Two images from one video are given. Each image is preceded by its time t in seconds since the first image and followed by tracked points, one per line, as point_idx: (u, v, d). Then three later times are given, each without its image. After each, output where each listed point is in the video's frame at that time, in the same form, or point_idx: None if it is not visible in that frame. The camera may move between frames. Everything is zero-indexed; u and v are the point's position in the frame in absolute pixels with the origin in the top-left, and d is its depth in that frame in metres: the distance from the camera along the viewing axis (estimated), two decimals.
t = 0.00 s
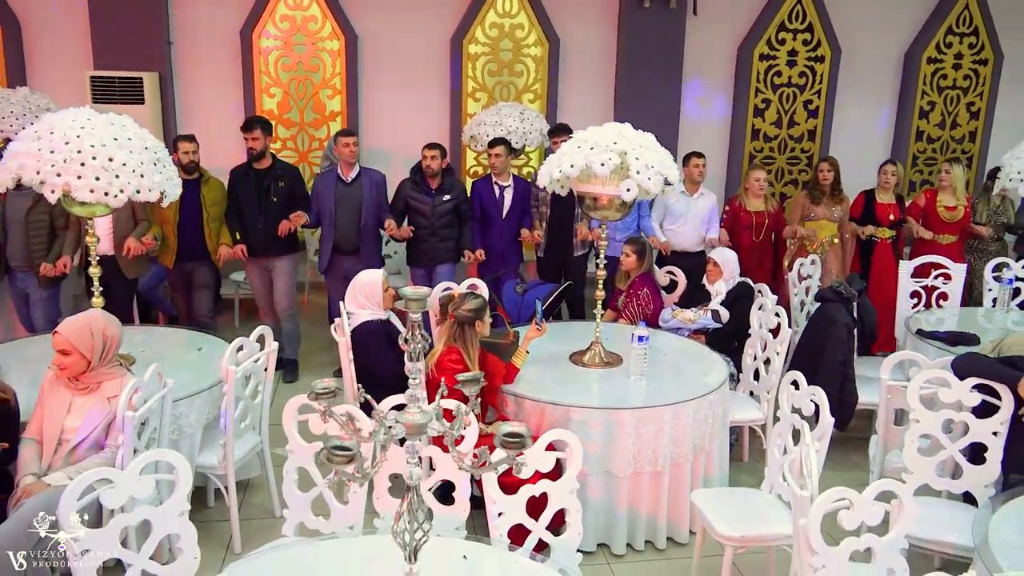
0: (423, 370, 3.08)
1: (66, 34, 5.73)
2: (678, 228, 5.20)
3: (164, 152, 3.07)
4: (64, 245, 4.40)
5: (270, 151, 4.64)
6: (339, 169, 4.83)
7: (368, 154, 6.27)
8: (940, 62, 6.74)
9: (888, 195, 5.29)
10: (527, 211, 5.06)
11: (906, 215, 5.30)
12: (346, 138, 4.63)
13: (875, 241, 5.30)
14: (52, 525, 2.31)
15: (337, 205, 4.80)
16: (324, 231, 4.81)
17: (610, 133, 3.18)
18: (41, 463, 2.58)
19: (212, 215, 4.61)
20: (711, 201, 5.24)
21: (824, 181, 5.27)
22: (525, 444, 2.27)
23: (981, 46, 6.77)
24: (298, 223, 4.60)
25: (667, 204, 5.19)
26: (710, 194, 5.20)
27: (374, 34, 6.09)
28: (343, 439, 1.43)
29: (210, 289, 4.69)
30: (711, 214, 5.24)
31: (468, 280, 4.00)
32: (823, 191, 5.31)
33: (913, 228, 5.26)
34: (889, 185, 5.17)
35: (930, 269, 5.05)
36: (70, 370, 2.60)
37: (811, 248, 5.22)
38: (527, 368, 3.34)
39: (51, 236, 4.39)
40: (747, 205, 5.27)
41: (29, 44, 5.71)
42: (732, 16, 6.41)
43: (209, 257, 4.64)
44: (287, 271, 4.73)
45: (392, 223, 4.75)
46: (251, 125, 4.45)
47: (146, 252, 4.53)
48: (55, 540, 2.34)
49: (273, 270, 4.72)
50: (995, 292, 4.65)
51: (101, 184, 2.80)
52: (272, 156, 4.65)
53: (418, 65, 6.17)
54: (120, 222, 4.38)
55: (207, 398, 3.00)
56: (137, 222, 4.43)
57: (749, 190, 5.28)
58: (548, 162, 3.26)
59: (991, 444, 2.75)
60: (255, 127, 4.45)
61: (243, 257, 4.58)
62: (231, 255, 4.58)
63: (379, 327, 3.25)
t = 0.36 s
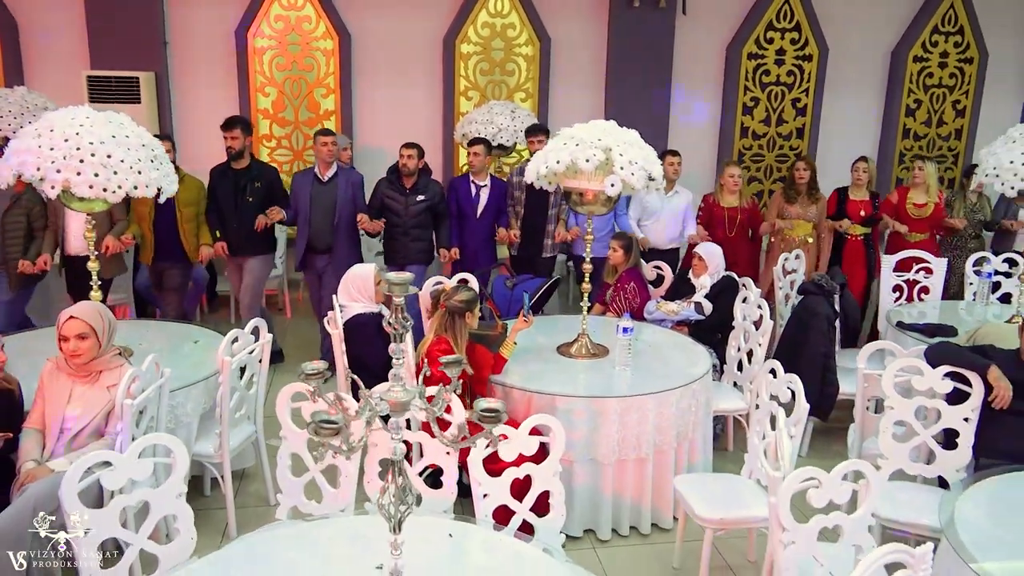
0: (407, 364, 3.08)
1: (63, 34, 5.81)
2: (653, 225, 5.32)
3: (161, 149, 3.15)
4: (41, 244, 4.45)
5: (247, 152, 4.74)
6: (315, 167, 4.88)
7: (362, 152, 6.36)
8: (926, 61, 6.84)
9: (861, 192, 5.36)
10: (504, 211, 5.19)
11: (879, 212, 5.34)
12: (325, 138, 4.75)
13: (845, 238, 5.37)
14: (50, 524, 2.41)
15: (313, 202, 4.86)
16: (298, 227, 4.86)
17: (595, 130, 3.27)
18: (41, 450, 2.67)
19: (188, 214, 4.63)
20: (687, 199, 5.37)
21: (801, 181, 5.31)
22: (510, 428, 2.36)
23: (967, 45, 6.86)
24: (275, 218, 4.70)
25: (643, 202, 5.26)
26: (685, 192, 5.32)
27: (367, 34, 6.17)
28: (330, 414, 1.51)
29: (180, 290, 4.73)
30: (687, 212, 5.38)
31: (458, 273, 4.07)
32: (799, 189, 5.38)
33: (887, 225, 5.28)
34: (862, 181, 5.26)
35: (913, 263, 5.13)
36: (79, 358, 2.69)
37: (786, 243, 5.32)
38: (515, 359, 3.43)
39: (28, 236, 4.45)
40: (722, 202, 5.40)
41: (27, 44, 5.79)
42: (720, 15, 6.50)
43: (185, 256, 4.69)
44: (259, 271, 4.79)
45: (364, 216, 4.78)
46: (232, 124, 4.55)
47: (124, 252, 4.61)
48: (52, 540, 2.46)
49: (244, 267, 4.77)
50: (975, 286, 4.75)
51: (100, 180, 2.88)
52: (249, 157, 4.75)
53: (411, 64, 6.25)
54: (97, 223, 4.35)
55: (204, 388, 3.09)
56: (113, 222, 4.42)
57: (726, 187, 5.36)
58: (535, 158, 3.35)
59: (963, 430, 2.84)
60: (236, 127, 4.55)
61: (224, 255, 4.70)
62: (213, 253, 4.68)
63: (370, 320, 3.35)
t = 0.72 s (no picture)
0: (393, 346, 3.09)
1: (58, 33, 5.88)
2: (626, 220, 5.43)
3: (154, 143, 3.24)
4: (16, 239, 4.51)
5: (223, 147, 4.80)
6: (291, 162, 4.91)
7: (354, 149, 6.44)
8: (910, 58, 6.95)
9: (832, 185, 5.51)
10: (479, 202, 5.32)
11: (851, 205, 5.51)
12: (298, 131, 4.72)
13: (819, 232, 5.54)
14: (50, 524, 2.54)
15: (290, 198, 4.87)
16: (277, 223, 4.89)
17: (578, 124, 3.36)
18: (37, 434, 2.75)
19: (168, 208, 4.77)
20: (660, 192, 5.52)
21: (778, 174, 5.36)
22: (491, 409, 2.44)
23: (950, 42, 6.96)
24: (251, 208, 4.69)
25: (615, 197, 5.40)
26: (657, 187, 5.44)
27: (359, 32, 6.25)
28: (312, 384, 1.61)
29: (169, 286, 4.93)
30: (660, 204, 5.54)
31: (445, 265, 4.15)
32: (776, 183, 5.42)
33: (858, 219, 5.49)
34: (833, 176, 5.43)
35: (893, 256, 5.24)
36: (74, 346, 2.77)
37: (761, 238, 5.42)
38: (500, 347, 3.53)
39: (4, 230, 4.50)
40: (697, 197, 5.46)
41: (22, 42, 5.86)
42: (707, 13, 6.60)
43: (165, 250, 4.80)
44: (243, 264, 4.96)
45: (338, 207, 4.83)
46: (206, 118, 4.61)
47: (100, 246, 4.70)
48: (51, 540, 2.58)
49: (228, 263, 4.94)
50: (954, 279, 4.85)
51: (94, 172, 2.96)
52: (224, 151, 4.81)
53: (403, 62, 6.34)
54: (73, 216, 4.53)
55: (197, 375, 3.18)
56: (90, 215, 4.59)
57: (699, 181, 5.46)
58: (519, 152, 3.44)
59: (932, 413, 2.93)
60: (210, 121, 4.61)
61: (197, 243, 4.67)
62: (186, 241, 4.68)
63: (360, 310, 3.45)
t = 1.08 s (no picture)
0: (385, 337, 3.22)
1: (56, 31, 5.93)
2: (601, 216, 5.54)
3: (151, 140, 3.30)
4: None
5: (200, 143, 4.85)
6: (265, 159, 5.00)
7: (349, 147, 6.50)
8: (900, 58, 7.03)
9: (802, 182, 5.62)
10: (454, 199, 5.36)
11: (821, 200, 5.60)
12: (272, 127, 4.85)
13: (790, 228, 5.62)
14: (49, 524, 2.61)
15: (264, 194, 4.96)
16: (252, 217, 4.98)
17: (568, 122, 3.43)
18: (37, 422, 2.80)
19: (150, 203, 4.77)
20: (632, 187, 5.60)
21: (749, 173, 5.44)
22: (481, 399, 2.51)
23: (939, 42, 7.03)
24: (228, 203, 4.81)
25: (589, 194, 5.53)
26: (630, 182, 5.54)
27: (354, 31, 6.31)
28: (307, 368, 1.67)
29: (152, 281, 4.98)
30: (633, 199, 5.62)
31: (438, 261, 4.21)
32: (748, 180, 5.52)
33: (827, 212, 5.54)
34: (802, 172, 5.55)
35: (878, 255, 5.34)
36: (70, 338, 2.83)
37: (735, 236, 5.49)
38: (492, 341, 3.59)
39: None
40: (669, 193, 5.52)
41: (20, 40, 5.90)
42: (700, 12, 6.66)
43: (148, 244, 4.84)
44: (225, 259, 5.04)
45: (314, 203, 4.90)
46: (183, 115, 4.65)
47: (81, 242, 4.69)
48: (52, 540, 2.63)
49: (210, 258, 5.01)
50: (940, 275, 4.94)
51: (94, 168, 3.02)
52: (202, 148, 4.86)
53: (398, 61, 6.39)
54: (54, 211, 4.57)
55: (195, 368, 3.24)
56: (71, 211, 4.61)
57: (670, 176, 5.52)
58: (511, 149, 3.51)
59: (913, 404, 3.00)
60: (187, 119, 4.65)
61: (179, 238, 4.75)
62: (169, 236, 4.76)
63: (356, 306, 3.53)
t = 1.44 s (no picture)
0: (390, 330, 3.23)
1: (57, 27, 5.96)
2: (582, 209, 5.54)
3: (155, 135, 3.33)
4: None
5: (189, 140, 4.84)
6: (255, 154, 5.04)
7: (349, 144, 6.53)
8: (897, 57, 7.07)
9: (787, 178, 5.64)
10: (442, 193, 5.39)
11: (806, 197, 5.63)
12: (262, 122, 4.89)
13: (777, 223, 5.68)
14: (49, 524, 2.57)
15: (255, 188, 5.01)
16: (242, 211, 5.01)
17: (568, 118, 3.46)
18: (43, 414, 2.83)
19: (134, 197, 4.81)
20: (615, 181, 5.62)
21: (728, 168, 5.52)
22: (483, 391, 2.54)
23: (936, 41, 7.07)
24: (217, 194, 4.77)
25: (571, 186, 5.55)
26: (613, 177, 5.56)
27: (354, 28, 6.34)
28: (315, 354, 1.71)
29: (138, 272, 5.04)
30: (616, 193, 5.64)
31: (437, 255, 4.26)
32: (726, 175, 5.59)
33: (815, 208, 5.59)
34: (788, 168, 5.57)
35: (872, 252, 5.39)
36: (72, 330, 2.85)
37: (716, 229, 5.59)
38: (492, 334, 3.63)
39: None
40: (653, 188, 5.58)
41: (22, 37, 5.93)
42: (698, 10, 6.70)
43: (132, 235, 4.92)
44: (214, 252, 5.06)
45: (304, 195, 4.93)
46: (176, 114, 4.63)
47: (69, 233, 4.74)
48: (52, 541, 2.59)
49: (199, 251, 5.03)
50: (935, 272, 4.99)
51: (99, 162, 3.05)
52: (191, 143, 4.85)
53: (398, 58, 6.43)
54: (44, 203, 4.60)
55: (198, 359, 3.28)
56: (60, 204, 4.65)
57: (654, 172, 5.56)
58: (511, 145, 3.55)
59: (907, 396, 3.05)
60: (179, 117, 4.63)
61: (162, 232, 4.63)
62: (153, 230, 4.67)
63: (358, 300, 3.58)
